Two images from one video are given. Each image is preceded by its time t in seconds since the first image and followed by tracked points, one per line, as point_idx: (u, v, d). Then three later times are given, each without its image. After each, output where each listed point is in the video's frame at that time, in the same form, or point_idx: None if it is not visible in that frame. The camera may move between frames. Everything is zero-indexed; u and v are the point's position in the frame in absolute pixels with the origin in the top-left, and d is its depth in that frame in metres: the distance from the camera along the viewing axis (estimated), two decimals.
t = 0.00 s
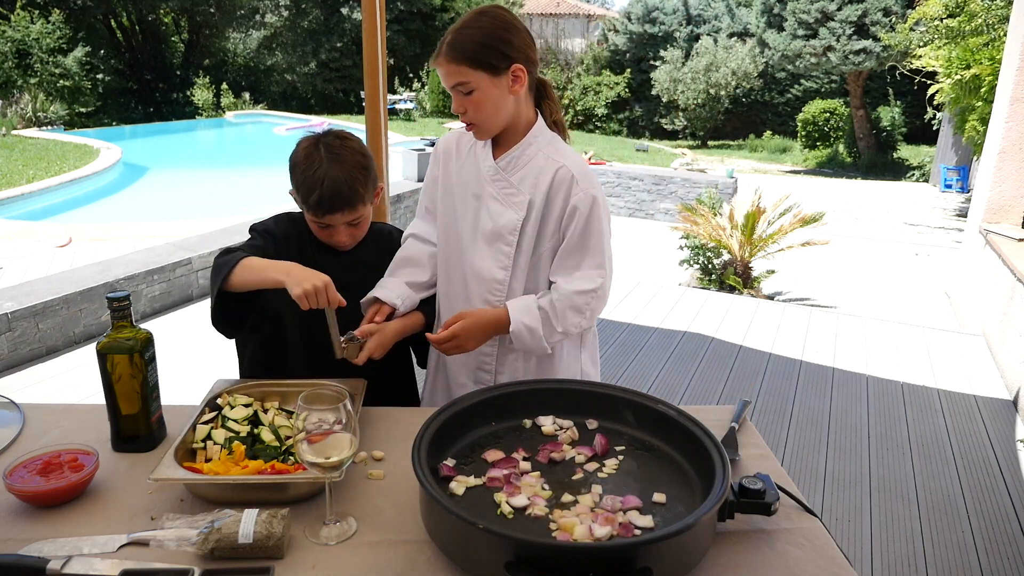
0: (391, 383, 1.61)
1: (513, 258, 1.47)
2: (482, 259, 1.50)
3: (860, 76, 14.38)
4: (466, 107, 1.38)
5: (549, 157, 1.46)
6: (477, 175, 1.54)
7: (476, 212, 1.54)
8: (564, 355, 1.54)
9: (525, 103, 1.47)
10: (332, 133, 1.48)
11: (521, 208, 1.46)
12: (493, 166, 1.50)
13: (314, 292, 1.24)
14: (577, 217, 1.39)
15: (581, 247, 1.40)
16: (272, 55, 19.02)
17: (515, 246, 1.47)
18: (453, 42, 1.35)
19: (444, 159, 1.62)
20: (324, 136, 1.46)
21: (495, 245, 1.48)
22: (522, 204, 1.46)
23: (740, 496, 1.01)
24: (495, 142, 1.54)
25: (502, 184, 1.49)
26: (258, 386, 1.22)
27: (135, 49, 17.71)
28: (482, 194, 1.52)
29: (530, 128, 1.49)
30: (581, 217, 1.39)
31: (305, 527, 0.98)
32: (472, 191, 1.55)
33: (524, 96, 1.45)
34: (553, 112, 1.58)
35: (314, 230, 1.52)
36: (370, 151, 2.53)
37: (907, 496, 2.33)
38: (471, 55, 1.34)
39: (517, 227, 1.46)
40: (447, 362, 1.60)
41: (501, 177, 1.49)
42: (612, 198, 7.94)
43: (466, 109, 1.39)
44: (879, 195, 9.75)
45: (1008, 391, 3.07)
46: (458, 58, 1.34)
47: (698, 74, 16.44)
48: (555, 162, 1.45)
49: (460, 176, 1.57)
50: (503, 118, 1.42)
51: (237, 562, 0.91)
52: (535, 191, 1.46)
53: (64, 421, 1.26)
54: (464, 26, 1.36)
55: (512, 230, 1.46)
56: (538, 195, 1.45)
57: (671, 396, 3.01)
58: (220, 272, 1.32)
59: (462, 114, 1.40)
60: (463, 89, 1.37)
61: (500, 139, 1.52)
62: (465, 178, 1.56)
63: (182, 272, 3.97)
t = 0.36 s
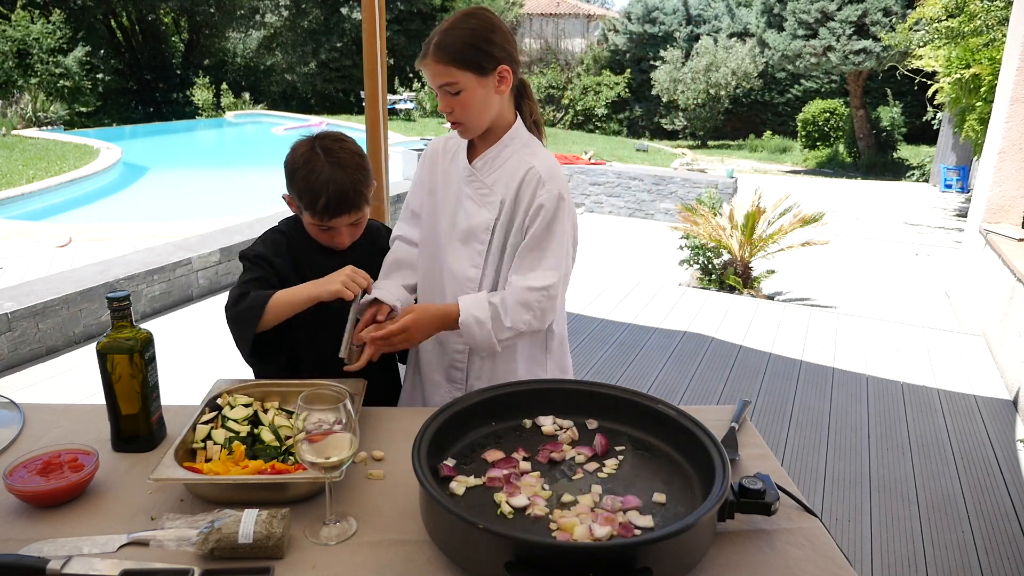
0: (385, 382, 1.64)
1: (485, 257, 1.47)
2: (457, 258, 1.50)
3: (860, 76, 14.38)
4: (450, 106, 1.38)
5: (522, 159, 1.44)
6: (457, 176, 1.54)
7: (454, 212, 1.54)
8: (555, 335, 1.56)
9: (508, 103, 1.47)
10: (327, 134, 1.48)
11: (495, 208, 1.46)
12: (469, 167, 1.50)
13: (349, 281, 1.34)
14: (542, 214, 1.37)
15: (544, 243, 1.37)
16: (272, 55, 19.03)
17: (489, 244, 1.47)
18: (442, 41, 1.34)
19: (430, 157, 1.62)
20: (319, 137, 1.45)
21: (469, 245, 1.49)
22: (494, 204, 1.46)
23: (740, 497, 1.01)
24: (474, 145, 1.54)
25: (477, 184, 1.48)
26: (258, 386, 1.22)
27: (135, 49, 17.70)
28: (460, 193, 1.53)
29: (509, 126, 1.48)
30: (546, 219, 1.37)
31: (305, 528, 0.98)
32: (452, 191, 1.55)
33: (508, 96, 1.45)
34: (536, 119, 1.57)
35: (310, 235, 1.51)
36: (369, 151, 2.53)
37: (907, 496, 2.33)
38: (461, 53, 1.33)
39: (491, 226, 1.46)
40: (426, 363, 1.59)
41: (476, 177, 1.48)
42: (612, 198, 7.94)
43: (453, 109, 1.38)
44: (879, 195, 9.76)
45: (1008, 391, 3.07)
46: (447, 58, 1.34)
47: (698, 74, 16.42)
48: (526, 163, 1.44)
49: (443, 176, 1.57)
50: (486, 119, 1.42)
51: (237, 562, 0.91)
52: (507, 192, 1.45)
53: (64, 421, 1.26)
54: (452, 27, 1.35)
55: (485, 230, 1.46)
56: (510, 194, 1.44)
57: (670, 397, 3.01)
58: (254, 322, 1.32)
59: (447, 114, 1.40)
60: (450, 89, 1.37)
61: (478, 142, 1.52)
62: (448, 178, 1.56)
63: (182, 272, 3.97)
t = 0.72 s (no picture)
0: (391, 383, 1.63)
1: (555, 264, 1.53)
2: (524, 265, 1.53)
3: (860, 76, 14.38)
4: (548, 115, 1.37)
5: (593, 168, 1.53)
6: (513, 179, 1.54)
7: (514, 218, 1.55)
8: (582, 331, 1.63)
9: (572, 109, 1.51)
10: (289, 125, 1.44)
11: (569, 216, 1.52)
12: (537, 173, 1.52)
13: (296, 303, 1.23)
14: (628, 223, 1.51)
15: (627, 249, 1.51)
16: (272, 55, 19.03)
17: (560, 252, 1.52)
18: (556, 46, 1.32)
19: (467, 153, 1.58)
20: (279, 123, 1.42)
21: (537, 251, 1.53)
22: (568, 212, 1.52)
23: (739, 497, 1.01)
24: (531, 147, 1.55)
25: (547, 192, 1.52)
26: (258, 386, 1.22)
27: (135, 49, 17.71)
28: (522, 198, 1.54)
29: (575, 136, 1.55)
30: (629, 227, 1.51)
31: (304, 528, 0.98)
32: (509, 197, 1.55)
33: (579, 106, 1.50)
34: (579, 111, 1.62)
35: (277, 235, 1.41)
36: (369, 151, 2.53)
37: (907, 496, 2.33)
38: (566, 57, 1.33)
39: (564, 234, 1.52)
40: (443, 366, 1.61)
41: (546, 184, 1.52)
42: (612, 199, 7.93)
43: (551, 118, 1.38)
44: (879, 195, 9.76)
45: (1008, 391, 3.07)
46: (561, 66, 1.33)
47: (698, 74, 16.41)
48: (599, 173, 1.53)
49: (489, 178, 1.56)
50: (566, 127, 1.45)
51: (236, 563, 0.91)
52: (583, 201, 1.53)
53: (63, 422, 1.26)
54: (562, 32, 1.34)
55: (559, 238, 1.52)
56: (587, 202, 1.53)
57: (671, 397, 3.00)
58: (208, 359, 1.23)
59: (535, 122, 1.37)
60: (554, 95, 1.35)
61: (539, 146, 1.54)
62: (497, 180, 1.56)
63: (182, 272, 3.97)
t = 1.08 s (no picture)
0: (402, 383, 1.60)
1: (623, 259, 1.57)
2: (595, 265, 1.56)
3: (860, 76, 14.39)
4: (604, 109, 1.41)
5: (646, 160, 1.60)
6: (570, 182, 1.57)
7: (579, 220, 1.57)
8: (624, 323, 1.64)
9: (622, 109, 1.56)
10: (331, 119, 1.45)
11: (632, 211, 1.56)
12: (596, 171, 1.55)
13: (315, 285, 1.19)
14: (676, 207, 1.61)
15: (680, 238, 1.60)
16: (272, 55, 19.05)
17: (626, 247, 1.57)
18: (614, 41, 1.39)
19: (517, 164, 1.59)
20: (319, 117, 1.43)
21: (604, 250, 1.56)
22: (631, 206, 1.56)
23: (739, 496, 1.01)
24: (584, 147, 1.59)
25: (608, 191, 1.56)
26: (258, 386, 1.22)
27: (135, 49, 17.72)
28: (582, 200, 1.57)
29: (626, 138, 1.60)
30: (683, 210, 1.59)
31: (305, 527, 0.98)
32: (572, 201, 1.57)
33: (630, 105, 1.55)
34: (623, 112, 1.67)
35: (320, 228, 1.39)
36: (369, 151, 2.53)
37: (907, 496, 2.33)
38: (622, 52, 1.39)
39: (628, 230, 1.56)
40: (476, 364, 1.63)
41: (605, 182, 1.55)
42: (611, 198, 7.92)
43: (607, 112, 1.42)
44: (879, 195, 9.75)
45: (1008, 391, 3.07)
46: (619, 60, 1.39)
47: (698, 74, 16.39)
48: (651, 162, 1.60)
49: (548, 184, 1.57)
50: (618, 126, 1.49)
51: (236, 563, 0.91)
52: (643, 197, 1.58)
53: (64, 422, 1.26)
54: (619, 28, 1.40)
55: (624, 234, 1.56)
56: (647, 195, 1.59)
57: (671, 397, 3.00)
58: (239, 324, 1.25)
59: (591, 116, 1.41)
60: (611, 91, 1.40)
61: (592, 145, 1.58)
62: (557, 184, 1.57)
63: (182, 272, 3.97)
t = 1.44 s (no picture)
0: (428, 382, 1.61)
1: (705, 262, 1.59)
2: (673, 262, 1.61)
3: (860, 76, 14.37)
4: (693, 104, 1.48)
5: (742, 163, 1.59)
6: (660, 180, 1.63)
7: (665, 217, 1.63)
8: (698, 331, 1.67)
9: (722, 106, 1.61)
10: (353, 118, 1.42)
11: (717, 212, 1.58)
12: (684, 170, 1.60)
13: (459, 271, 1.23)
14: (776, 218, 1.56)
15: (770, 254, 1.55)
16: (272, 55, 19.05)
17: (709, 250, 1.59)
18: (699, 34, 1.47)
19: (610, 160, 1.69)
20: (342, 119, 1.41)
21: (686, 250, 1.61)
22: (718, 209, 1.58)
23: (738, 496, 1.01)
24: (679, 145, 1.65)
25: (696, 191, 1.59)
26: (259, 386, 1.22)
27: (135, 49, 17.72)
28: (670, 198, 1.62)
29: (723, 135, 1.63)
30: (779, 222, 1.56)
31: (305, 528, 0.98)
32: (654, 197, 1.63)
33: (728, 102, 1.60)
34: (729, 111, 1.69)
35: (342, 235, 1.40)
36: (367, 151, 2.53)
37: (907, 496, 2.33)
38: (708, 47, 1.46)
39: (712, 232, 1.58)
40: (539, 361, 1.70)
41: (693, 181, 1.59)
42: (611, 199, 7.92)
43: (695, 107, 1.49)
44: (879, 195, 9.75)
45: (1008, 391, 3.07)
46: (704, 53, 1.46)
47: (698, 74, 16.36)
48: (750, 168, 1.59)
49: (630, 181, 1.65)
50: (714, 121, 1.54)
51: (235, 563, 0.91)
52: (734, 200, 1.58)
53: (64, 421, 1.26)
54: (705, 25, 1.48)
55: (707, 236, 1.58)
56: (738, 199, 1.58)
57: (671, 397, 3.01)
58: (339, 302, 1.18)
59: (680, 111, 1.49)
60: (698, 83, 1.47)
61: (688, 144, 1.63)
62: (640, 178, 1.65)
63: (182, 271, 3.97)
